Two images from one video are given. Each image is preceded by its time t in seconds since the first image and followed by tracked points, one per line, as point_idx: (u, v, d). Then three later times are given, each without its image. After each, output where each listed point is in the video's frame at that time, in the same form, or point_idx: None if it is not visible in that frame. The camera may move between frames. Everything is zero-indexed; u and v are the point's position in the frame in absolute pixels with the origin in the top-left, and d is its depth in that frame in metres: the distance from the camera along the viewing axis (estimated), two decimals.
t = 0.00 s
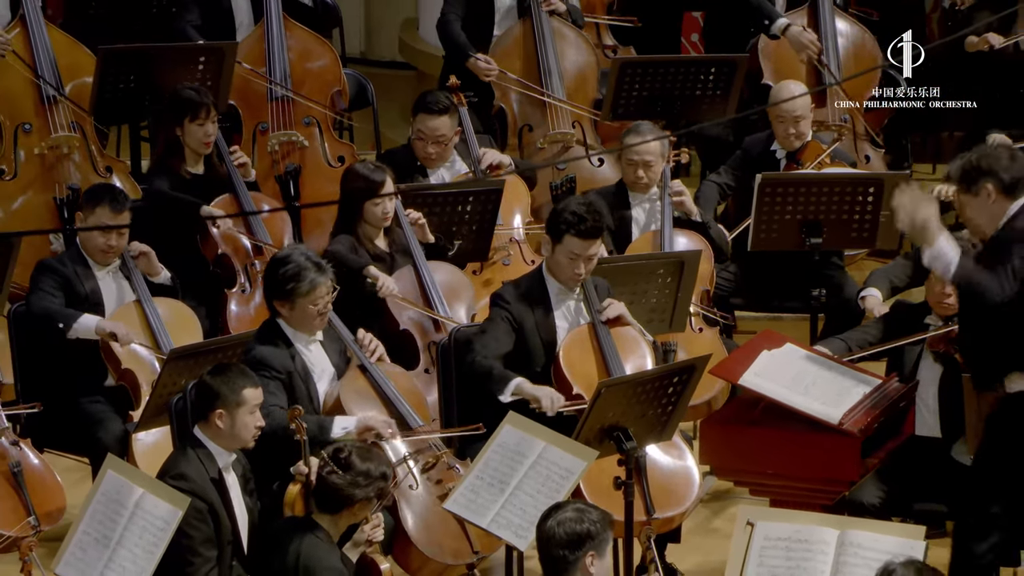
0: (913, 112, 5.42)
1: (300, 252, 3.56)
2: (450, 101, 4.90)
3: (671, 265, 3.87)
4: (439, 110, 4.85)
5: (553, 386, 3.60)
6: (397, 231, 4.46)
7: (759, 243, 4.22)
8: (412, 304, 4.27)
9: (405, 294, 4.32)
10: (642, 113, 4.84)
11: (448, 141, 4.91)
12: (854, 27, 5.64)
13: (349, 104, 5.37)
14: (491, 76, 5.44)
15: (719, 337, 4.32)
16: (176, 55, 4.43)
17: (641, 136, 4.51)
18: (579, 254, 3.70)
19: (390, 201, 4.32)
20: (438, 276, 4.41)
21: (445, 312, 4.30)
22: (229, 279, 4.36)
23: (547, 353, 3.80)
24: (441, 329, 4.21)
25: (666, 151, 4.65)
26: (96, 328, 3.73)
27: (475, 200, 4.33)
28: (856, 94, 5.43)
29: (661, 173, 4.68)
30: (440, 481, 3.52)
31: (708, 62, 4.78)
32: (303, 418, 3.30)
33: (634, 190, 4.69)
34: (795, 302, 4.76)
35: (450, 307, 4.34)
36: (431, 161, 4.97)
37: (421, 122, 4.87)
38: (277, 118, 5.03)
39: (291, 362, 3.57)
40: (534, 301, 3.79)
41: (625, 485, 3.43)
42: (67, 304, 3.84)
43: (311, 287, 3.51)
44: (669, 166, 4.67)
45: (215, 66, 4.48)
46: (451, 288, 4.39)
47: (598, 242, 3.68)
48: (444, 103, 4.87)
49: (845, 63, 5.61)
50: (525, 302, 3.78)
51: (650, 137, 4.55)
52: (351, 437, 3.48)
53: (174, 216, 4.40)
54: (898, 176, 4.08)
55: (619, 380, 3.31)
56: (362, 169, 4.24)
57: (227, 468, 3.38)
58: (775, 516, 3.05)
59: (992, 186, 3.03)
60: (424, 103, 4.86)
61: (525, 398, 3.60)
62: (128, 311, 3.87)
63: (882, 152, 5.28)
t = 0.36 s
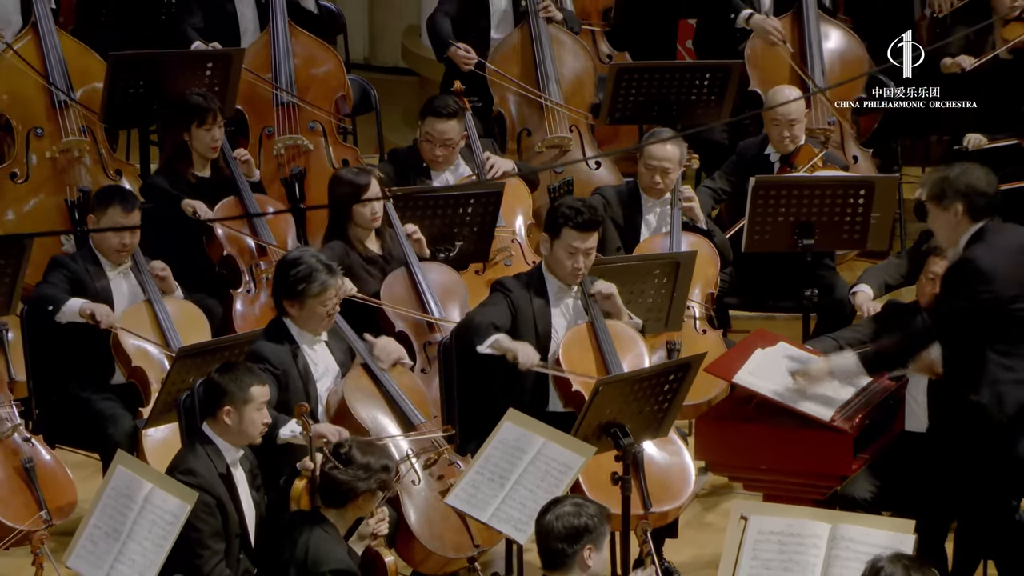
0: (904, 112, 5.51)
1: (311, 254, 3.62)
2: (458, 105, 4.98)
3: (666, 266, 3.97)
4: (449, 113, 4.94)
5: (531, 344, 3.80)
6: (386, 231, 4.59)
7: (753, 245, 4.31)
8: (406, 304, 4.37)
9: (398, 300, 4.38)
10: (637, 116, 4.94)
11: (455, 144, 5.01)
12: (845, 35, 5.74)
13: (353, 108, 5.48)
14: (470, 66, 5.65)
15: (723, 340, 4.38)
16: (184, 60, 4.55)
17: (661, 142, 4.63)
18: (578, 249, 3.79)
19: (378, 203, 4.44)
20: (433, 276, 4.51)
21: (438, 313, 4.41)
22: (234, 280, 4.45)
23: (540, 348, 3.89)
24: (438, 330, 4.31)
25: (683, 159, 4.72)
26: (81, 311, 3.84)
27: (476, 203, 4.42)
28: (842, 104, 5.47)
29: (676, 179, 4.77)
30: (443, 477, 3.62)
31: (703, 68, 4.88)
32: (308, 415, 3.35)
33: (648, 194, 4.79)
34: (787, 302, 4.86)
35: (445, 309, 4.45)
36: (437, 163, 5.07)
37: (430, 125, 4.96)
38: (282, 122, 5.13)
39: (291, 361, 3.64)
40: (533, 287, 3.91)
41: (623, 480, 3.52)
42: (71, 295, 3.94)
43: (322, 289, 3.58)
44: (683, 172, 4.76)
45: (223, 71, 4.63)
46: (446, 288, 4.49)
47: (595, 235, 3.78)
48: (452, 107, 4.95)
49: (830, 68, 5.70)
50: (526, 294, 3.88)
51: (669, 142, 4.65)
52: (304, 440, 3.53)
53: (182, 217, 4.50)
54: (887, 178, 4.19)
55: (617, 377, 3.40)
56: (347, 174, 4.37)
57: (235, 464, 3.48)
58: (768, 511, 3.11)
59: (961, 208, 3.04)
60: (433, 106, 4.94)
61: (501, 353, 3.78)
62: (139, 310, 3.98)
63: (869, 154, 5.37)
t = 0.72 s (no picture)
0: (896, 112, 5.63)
1: (327, 247, 3.76)
2: (466, 101, 5.10)
3: (663, 266, 4.06)
4: (456, 109, 5.06)
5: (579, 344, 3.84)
6: (379, 231, 4.68)
7: (747, 245, 4.43)
8: (403, 303, 4.47)
9: (395, 300, 4.47)
10: (635, 119, 5.04)
11: (463, 139, 5.13)
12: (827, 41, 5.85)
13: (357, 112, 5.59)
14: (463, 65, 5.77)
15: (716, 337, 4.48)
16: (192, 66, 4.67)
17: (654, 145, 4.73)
18: (571, 235, 3.91)
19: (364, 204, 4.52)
20: (432, 275, 4.62)
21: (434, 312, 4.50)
22: (241, 279, 4.56)
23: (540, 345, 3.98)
24: (435, 330, 4.40)
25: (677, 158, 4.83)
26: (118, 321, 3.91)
27: (477, 204, 4.51)
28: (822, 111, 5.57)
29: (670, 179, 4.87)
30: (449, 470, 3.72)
31: (698, 74, 4.97)
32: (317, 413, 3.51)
33: (644, 195, 4.89)
34: (781, 301, 4.96)
35: (441, 308, 4.54)
36: (444, 160, 5.19)
37: (439, 121, 5.09)
38: (288, 126, 5.23)
39: (309, 354, 3.80)
40: (533, 286, 4.02)
41: (620, 475, 3.62)
42: (91, 301, 4.05)
43: (339, 281, 3.73)
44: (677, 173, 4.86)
45: (230, 77, 4.71)
46: (442, 287, 4.60)
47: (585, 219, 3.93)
48: (460, 103, 5.07)
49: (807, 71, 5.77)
50: (526, 293, 4.01)
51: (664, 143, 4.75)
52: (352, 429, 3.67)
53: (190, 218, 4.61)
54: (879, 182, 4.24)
55: (614, 374, 3.49)
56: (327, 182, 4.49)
57: (241, 458, 3.57)
58: (762, 504, 3.18)
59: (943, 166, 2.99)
60: (442, 103, 5.06)
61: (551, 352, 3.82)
62: (148, 310, 4.08)
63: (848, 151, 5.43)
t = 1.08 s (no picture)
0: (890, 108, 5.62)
1: (349, 248, 3.86)
2: (471, 102, 5.23)
3: (659, 266, 4.17)
4: (461, 107, 5.20)
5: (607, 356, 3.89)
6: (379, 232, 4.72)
7: (741, 245, 4.52)
8: (401, 304, 4.57)
9: (394, 297, 4.58)
10: (632, 125, 5.15)
11: (469, 137, 5.25)
12: (812, 51, 6.16)
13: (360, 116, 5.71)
14: (459, 72, 5.92)
15: (704, 332, 4.58)
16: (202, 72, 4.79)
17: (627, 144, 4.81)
18: (568, 239, 3.99)
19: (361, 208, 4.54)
20: (432, 275, 4.73)
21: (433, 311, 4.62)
22: (249, 279, 4.67)
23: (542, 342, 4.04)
24: (433, 328, 4.50)
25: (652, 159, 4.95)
26: (156, 333, 4.03)
27: (478, 206, 4.63)
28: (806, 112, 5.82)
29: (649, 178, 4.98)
30: (453, 465, 3.83)
31: (693, 77, 5.10)
32: (316, 408, 3.70)
33: (627, 196, 4.99)
34: (774, 299, 5.07)
35: (439, 308, 4.65)
36: (452, 159, 5.30)
37: (445, 120, 5.21)
38: (294, 128, 5.34)
39: (326, 348, 3.90)
40: (532, 287, 4.05)
41: (617, 469, 3.72)
42: (109, 306, 4.14)
43: (360, 280, 3.82)
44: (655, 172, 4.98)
45: (238, 83, 4.83)
46: (440, 287, 4.70)
47: (581, 224, 4.00)
48: (465, 102, 5.20)
49: (791, 82, 6.15)
50: (527, 294, 4.03)
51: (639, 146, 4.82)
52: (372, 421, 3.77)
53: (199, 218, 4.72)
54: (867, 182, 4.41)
55: (612, 371, 3.60)
56: (325, 185, 4.59)
57: (249, 454, 3.67)
58: (756, 498, 3.26)
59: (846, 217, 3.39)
60: (447, 101, 5.20)
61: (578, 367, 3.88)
62: (157, 308, 4.20)
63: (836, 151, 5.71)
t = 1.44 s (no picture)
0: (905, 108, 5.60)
1: (348, 246, 3.92)
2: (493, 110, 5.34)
3: (655, 266, 4.26)
4: (482, 115, 5.28)
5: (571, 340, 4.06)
6: (392, 232, 4.84)
7: (735, 245, 4.61)
8: (410, 302, 4.63)
9: (404, 297, 4.65)
10: (628, 129, 5.28)
11: (486, 145, 5.35)
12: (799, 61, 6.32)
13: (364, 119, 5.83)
14: (458, 75, 6.02)
15: (693, 330, 4.69)
16: (211, 77, 4.91)
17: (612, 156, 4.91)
18: (574, 241, 4.10)
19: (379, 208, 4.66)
20: (438, 276, 4.81)
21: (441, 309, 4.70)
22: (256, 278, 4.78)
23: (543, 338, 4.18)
24: (440, 325, 4.59)
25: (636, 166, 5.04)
26: (134, 323, 4.11)
27: (479, 207, 4.75)
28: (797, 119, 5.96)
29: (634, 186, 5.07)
30: (455, 460, 3.94)
31: (689, 82, 5.22)
32: (323, 405, 3.78)
33: (613, 203, 5.08)
34: (768, 299, 5.18)
35: (447, 307, 4.73)
36: (467, 163, 5.43)
37: (467, 126, 5.29)
38: (300, 132, 5.44)
39: (328, 344, 3.97)
40: (533, 282, 4.22)
41: (616, 464, 3.82)
42: (111, 301, 4.23)
43: (359, 280, 3.90)
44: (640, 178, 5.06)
45: (245, 86, 4.99)
46: (447, 287, 4.79)
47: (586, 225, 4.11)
48: (487, 109, 5.31)
49: (778, 86, 6.32)
50: (527, 287, 4.20)
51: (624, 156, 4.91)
52: (388, 408, 3.88)
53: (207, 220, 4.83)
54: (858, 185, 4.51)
55: (609, 369, 3.69)
56: (353, 183, 4.69)
57: (257, 451, 3.77)
58: (750, 493, 3.34)
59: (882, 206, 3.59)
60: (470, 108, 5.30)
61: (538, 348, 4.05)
62: (165, 306, 4.30)
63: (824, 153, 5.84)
